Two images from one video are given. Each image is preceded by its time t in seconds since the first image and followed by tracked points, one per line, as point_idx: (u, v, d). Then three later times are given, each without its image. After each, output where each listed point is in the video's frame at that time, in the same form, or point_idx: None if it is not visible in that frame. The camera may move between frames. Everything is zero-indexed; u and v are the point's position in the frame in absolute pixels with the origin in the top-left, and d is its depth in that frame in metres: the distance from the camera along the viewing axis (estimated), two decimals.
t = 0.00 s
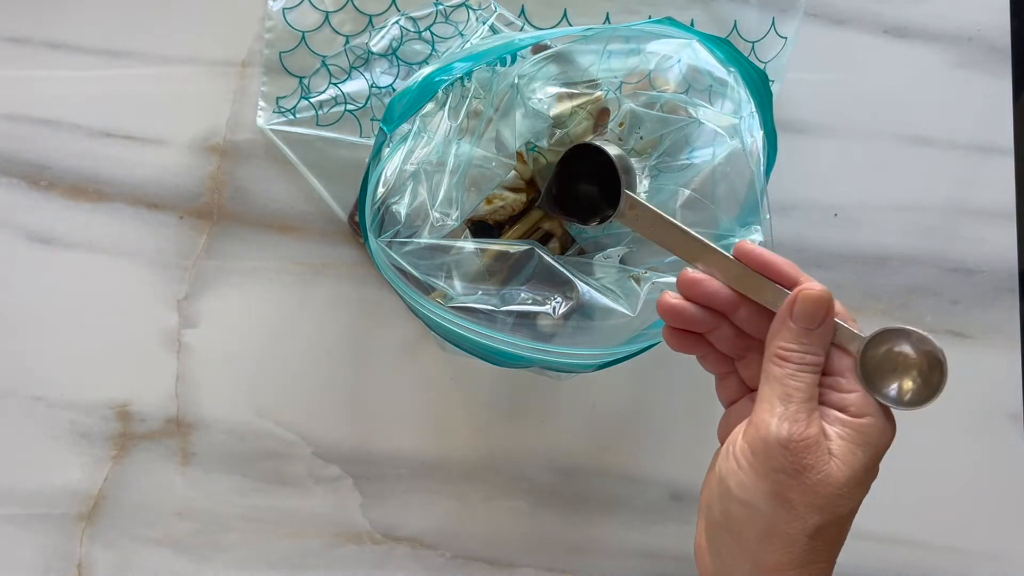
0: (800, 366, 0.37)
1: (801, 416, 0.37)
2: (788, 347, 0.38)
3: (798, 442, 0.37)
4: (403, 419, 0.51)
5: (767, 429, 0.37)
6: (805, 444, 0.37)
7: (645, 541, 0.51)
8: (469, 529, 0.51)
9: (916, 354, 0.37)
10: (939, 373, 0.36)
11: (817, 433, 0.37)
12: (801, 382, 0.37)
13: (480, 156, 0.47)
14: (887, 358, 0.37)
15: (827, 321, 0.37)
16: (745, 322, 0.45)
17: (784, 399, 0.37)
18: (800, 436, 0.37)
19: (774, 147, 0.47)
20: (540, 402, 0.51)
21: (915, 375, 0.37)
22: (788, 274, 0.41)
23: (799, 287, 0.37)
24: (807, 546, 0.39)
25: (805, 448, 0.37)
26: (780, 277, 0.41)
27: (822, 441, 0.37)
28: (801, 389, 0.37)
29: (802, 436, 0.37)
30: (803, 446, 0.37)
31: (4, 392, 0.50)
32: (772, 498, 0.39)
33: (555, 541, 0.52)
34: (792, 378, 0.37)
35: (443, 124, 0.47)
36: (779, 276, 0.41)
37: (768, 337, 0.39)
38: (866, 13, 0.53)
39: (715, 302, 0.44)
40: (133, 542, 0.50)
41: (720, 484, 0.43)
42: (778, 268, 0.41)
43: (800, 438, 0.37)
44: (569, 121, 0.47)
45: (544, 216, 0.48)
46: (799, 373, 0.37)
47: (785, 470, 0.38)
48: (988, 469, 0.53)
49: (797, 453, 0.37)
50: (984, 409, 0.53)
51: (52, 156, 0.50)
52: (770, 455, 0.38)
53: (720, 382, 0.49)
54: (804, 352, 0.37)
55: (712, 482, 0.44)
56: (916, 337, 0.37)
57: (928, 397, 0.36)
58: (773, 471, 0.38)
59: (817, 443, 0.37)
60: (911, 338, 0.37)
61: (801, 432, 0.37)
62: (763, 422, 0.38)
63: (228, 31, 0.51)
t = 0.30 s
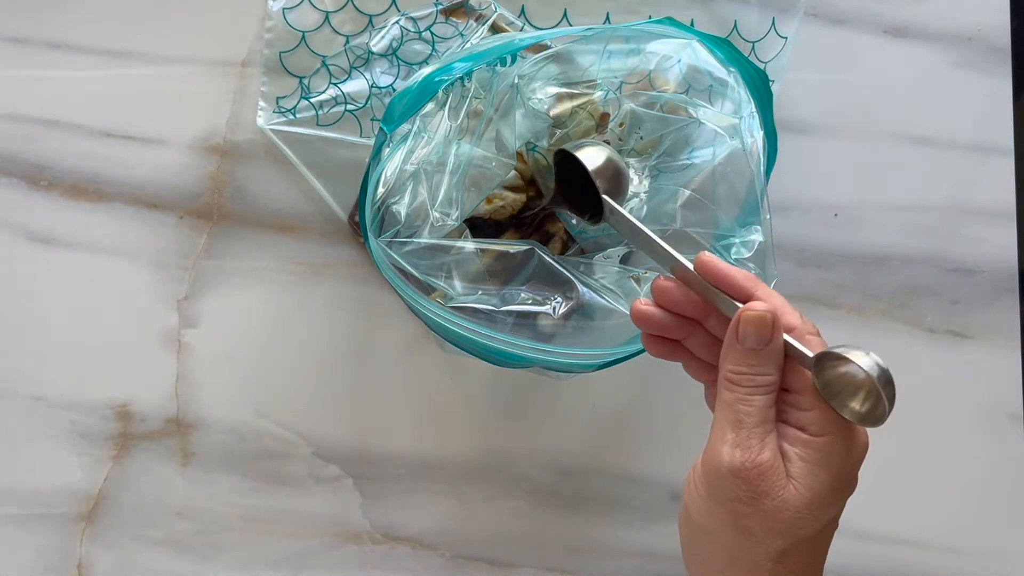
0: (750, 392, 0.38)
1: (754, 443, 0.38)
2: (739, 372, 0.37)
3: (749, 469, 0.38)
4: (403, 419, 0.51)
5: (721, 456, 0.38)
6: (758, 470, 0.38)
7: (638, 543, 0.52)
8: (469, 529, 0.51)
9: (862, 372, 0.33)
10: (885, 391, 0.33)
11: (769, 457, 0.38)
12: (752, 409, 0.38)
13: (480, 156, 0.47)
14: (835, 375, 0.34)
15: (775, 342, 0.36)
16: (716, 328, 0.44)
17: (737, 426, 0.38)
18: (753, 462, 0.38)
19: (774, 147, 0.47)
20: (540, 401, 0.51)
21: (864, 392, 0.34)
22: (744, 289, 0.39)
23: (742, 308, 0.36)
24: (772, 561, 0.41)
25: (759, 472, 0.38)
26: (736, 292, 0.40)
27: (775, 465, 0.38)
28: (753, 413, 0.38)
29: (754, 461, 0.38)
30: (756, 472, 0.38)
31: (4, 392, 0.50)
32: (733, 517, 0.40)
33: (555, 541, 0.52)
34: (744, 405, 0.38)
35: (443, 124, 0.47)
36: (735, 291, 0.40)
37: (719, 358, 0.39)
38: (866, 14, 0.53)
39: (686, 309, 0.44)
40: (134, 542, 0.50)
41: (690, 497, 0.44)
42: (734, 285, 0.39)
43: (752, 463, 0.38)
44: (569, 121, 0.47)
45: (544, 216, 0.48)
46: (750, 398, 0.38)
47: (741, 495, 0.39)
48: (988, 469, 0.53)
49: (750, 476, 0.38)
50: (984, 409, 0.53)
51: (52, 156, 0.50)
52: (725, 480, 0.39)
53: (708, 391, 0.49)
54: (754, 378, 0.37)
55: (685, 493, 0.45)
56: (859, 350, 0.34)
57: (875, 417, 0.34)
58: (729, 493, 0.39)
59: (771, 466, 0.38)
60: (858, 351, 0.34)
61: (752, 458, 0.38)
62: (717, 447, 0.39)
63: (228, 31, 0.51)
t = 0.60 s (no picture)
0: (700, 428, 0.37)
1: (708, 480, 0.38)
2: (689, 407, 0.37)
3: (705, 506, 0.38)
4: (402, 419, 0.51)
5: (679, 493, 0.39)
6: (715, 504, 0.38)
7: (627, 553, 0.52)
8: (469, 529, 0.51)
9: (810, 410, 0.33)
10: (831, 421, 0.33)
11: (725, 491, 0.38)
12: (704, 445, 0.37)
13: (480, 156, 0.47)
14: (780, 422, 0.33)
15: (716, 367, 0.37)
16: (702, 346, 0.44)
17: (690, 464, 0.38)
18: (709, 498, 0.38)
19: (775, 148, 0.46)
20: (540, 401, 0.51)
21: (817, 431, 0.33)
22: (701, 308, 0.40)
23: (688, 334, 0.36)
24: None
25: (716, 506, 0.38)
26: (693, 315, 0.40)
27: (731, 498, 0.38)
28: (707, 449, 0.37)
29: (710, 497, 0.38)
30: (712, 507, 0.38)
31: (4, 392, 0.50)
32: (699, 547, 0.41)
33: (555, 541, 0.52)
34: (695, 442, 0.38)
35: (443, 124, 0.47)
36: (695, 311, 0.40)
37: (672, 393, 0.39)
38: (866, 14, 0.53)
39: (669, 321, 0.44)
40: (134, 541, 0.50)
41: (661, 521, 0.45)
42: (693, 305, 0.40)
43: (708, 498, 0.38)
44: (569, 121, 0.47)
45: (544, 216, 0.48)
46: (701, 433, 0.37)
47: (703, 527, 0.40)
48: (988, 469, 0.53)
49: (707, 511, 0.38)
50: (985, 409, 0.53)
51: (52, 156, 0.50)
52: (684, 516, 0.39)
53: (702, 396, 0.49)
54: (701, 413, 0.37)
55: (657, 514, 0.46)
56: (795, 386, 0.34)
57: (824, 455, 0.33)
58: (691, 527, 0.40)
59: (727, 499, 0.38)
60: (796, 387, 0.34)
61: (708, 493, 0.38)
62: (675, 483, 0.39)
63: (227, 31, 0.51)
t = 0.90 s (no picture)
0: (640, 455, 0.37)
1: (650, 505, 0.38)
2: (631, 432, 0.37)
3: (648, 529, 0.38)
4: (403, 419, 0.51)
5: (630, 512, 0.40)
6: (657, 528, 0.38)
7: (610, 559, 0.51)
8: (469, 529, 0.51)
9: (740, 447, 0.30)
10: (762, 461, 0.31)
11: (666, 519, 0.38)
12: (644, 472, 0.37)
13: (480, 156, 0.47)
14: (707, 459, 0.30)
15: (658, 394, 0.36)
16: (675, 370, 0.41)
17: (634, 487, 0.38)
18: (651, 522, 0.38)
19: (775, 148, 0.46)
20: (540, 401, 0.51)
21: (746, 469, 0.30)
22: (649, 334, 0.38)
23: (635, 360, 0.36)
24: None
25: (660, 530, 0.38)
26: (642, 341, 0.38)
27: (672, 525, 0.38)
28: (647, 476, 0.37)
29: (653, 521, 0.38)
30: (654, 531, 0.38)
31: (5, 391, 0.50)
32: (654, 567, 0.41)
33: (555, 541, 0.52)
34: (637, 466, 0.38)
35: (443, 124, 0.47)
36: (645, 335, 0.38)
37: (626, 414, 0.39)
38: (866, 14, 0.53)
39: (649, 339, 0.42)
40: (134, 541, 0.50)
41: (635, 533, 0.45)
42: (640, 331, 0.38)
43: (651, 522, 0.38)
44: (569, 121, 0.47)
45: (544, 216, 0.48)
46: (641, 459, 0.37)
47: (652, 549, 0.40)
48: (988, 469, 0.53)
49: (651, 532, 0.39)
50: (985, 409, 0.53)
51: (52, 156, 0.51)
52: (633, 535, 0.40)
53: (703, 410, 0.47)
54: (638, 440, 0.37)
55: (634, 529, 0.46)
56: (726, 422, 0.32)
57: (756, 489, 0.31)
58: (642, 547, 0.40)
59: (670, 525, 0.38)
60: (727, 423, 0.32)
61: (651, 518, 0.38)
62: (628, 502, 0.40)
63: (227, 31, 0.51)
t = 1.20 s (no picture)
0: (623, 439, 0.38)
1: (627, 492, 0.38)
2: (617, 417, 0.38)
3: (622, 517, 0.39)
4: (402, 419, 0.51)
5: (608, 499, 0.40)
6: (632, 517, 0.38)
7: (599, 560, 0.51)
8: (469, 529, 0.51)
9: (729, 437, 0.31)
10: (751, 449, 0.31)
11: (641, 508, 0.38)
12: (626, 459, 0.38)
13: (480, 156, 0.47)
14: (695, 447, 0.31)
15: (647, 381, 0.37)
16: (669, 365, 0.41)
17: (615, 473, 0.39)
18: (626, 510, 0.39)
19: (775, 149, 0.46)
20: (540, 401, 0.51)
21: (734, 458, 0.31)
22: (642, 324, 0.38)
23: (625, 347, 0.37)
24: None
25: (635, 520, 0.38)
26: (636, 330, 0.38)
27: (647, 515, 0.38)
28: (628, 462, 0.38)
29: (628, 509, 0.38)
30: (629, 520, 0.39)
31: (5, 392, 0.50)
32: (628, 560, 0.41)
33: (555, 541, 0.51)
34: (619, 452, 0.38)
35: (443, 123, 0.47)
36: (636, 327, 0.38)
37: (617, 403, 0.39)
38: (866, 14, 0.53)
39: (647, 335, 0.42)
40: (134, 542, 0.50)
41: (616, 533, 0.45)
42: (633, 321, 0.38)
43: (626, 510, 0.39)
44: (569, 121, 0.47)
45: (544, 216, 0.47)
46: (624, 445, 0.38)
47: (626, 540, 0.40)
48: (988, 469, 0.53)
49: (626, 522, 0.39)
50: (985, 409, 0.53)
51: (52, 156, 0.51)
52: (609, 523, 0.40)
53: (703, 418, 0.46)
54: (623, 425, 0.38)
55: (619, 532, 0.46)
56: (716, 410, 0.32)
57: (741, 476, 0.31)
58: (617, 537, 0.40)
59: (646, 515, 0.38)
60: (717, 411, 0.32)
61: (626, 506, 0.39)
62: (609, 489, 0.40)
63: (227, 31, 0.51)
